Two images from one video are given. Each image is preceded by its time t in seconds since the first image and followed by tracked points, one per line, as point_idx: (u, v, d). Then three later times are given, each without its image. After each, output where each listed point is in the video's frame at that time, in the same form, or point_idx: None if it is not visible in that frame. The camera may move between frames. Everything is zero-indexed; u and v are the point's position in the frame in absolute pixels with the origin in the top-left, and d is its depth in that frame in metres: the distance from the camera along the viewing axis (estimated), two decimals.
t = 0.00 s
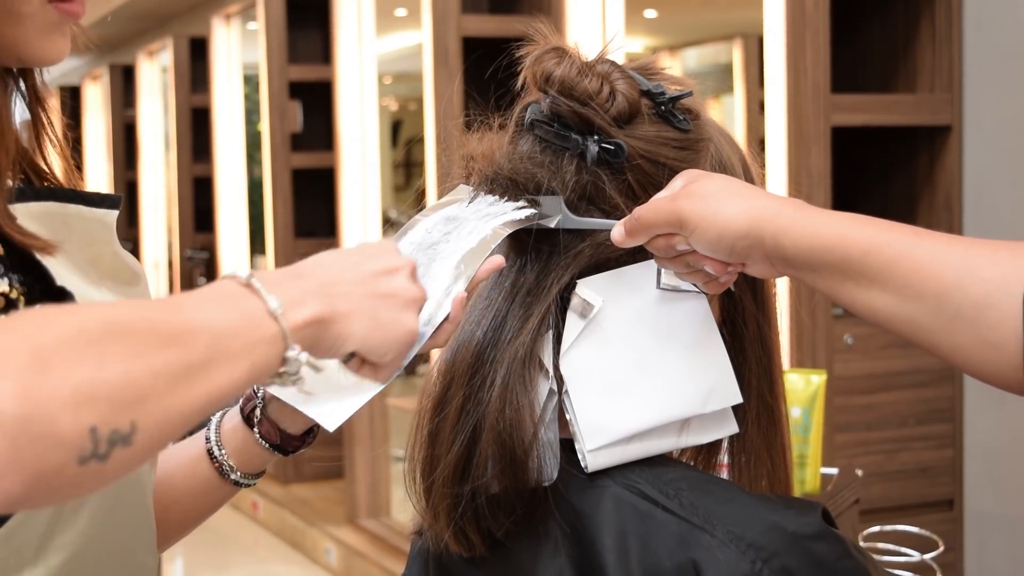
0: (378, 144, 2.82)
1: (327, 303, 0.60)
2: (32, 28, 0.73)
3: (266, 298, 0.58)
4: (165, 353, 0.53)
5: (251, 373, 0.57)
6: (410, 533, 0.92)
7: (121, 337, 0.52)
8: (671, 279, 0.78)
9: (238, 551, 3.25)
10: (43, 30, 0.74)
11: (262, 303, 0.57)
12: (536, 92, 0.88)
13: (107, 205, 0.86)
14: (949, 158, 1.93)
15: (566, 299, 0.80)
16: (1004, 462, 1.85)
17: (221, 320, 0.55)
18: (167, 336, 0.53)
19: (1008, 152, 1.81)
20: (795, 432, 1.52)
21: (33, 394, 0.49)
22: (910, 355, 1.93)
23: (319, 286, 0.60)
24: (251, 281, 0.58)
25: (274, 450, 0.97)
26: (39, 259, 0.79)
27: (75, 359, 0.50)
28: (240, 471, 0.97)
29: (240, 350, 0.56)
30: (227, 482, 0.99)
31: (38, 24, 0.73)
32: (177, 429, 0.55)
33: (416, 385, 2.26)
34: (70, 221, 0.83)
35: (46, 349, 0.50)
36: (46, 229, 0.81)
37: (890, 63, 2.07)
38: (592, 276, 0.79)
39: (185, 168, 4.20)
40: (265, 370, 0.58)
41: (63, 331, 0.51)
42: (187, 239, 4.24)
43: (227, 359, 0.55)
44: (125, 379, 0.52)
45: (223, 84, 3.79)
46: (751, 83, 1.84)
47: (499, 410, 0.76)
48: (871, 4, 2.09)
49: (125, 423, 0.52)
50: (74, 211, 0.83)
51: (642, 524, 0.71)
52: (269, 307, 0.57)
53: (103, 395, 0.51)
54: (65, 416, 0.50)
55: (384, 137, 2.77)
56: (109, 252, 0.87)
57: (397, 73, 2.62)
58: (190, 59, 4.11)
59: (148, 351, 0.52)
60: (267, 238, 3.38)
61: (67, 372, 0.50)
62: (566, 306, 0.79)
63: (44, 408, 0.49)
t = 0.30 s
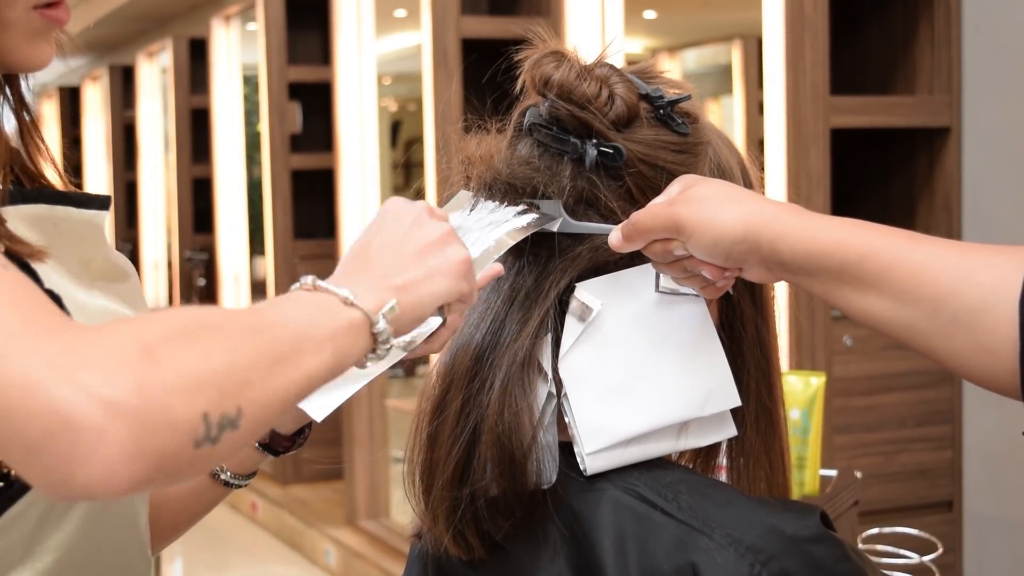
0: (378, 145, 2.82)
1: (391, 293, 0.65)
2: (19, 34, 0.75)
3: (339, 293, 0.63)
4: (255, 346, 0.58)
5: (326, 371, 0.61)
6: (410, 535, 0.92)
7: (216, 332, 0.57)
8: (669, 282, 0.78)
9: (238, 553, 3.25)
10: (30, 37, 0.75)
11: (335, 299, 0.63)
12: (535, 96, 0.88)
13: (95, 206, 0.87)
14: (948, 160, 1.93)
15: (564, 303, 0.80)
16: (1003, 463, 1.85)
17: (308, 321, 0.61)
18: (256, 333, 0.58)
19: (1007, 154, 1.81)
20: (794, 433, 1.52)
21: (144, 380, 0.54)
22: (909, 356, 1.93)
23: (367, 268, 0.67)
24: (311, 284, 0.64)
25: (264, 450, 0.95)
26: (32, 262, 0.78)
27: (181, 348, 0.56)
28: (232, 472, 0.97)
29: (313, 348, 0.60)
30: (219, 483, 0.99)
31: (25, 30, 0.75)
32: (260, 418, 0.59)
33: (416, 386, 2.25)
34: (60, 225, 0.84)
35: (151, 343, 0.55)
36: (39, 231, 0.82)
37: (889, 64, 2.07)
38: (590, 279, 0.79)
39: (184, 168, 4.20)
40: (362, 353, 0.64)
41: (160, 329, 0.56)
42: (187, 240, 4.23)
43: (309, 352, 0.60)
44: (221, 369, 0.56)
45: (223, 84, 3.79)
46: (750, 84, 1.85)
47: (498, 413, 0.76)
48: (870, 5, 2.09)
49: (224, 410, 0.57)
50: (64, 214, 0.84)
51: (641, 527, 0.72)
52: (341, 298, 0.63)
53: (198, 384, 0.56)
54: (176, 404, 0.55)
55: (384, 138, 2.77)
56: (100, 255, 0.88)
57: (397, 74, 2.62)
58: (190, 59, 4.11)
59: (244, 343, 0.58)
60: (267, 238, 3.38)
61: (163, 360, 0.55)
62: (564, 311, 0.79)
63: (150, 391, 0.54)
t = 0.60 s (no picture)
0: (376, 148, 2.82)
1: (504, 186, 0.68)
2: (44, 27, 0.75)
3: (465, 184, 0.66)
4: (417, 218, 0.60)
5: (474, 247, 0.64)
6: (406, 538, 0.92)
7: (391, 205, 0.59)
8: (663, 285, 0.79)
9: (238, 556, 3.25)
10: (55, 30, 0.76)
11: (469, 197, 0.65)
12: (529, 100, 0.88)
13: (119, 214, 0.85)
14: (945, 161, 1.93)
15: (558, 307, 0.80)
16: (1001, 463, 1.85)
17: (455, 207, 0.63)
18: (423, 209, 0.61)
19: (1005, 155, 1.81)
20: (791, 435, 1.52)
21: (345, 238, 0.56)
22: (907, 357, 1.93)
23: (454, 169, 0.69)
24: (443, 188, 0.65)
25: (253, 445, 1.03)
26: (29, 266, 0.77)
27: (361, 213, 0.58)
28: (220, 466, 1.03)
29: (464, 222, 0.63)
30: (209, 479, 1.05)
31: (52, 24, 0.76)
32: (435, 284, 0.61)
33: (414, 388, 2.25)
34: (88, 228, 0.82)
35: (342, 216, 0.57)
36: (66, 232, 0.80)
37: (886, 66, 2.07)
38: (583, 283, 0.79)
39: (184, 171, 4.20)
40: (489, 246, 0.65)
41: (348, 210, 0.58)
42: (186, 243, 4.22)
43: (461, 225, 0.63)
44: (399, 226, 0.58)
45: (222, 88, 3.79)
46: (748, 86, 1.85)
47: (493, 416, 0.77)
48: (867, 7, 2.09)
49: (416, 262, 0.58)
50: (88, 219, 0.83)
51: (637, 528, 0.72)
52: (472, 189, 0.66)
53: (391, 243, 0.57)
54: (379, 251, 0.57)
55: (382, 141, 2.77)
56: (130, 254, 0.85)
57: (396, 77, 2.62)
58: (188, 63, 4.11)
59: (411, 208, 0.60)
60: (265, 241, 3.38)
61: (354, 225, 0.57)
62: (558, 314, 0.80)
63: (356, 244, 0.56)
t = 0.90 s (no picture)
0: (377, 147, 2.82)
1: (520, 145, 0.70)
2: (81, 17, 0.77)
3: (482, 145, 0.68)
4: (455, 187, 0.63)
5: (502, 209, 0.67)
6: (407, 536, 0.92)
7: (421, 177, 0.62)
8: (664, 281, 0.79)
9: (238, 556, 3.25)
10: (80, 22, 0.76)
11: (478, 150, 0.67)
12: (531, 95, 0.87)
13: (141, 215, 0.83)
14: (947, 160, 1.93)
15: (560, 303, 0.80)
16: (1002, 463, 1.85)
17: (472, 166, 0.66)
18: (452, 174, 0.64)
19: (1006, 155, 1.81)
20: (792, 433, 1.52)
21: (388, 212, 0.59)
22: (908, 356, 1.93)
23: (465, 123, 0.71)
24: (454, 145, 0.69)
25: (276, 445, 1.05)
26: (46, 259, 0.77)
27: (397, 188, 0.60)
28: (242, 466, 1.04)
29: (492, 189, 0.66)
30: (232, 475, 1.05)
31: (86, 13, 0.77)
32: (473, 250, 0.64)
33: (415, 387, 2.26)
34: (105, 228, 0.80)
35: (374, 189, 0.60)
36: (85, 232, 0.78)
37: (887, 65, 2.07)
38: (586, 279, 0.79)
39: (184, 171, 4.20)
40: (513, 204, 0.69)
41: (371, 183, 0.60)
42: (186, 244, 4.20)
43: (491, 190, 0.66)
44: (437, 201, 0.61)
45: (223, 88, 3.79)
46: (750, 86, 1.86)
47: (495, 412, 0.77)
48: (868, 7, 2.09)
49: (456, 236, 0.62)
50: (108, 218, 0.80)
51: (638, 526, 0.71)
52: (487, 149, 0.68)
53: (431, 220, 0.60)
54: (423, 230, 0.59)
55: (383, 141, 2.77)
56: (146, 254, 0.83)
57: (396, 76, 2.62)
58: (189, 63, 4.11)
59: (450, 184, 0.63)
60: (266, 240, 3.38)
61: (390, 199, 0.60)
62: (560, 309, 0.80)
63: (400, 222, 0.59)
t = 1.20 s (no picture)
0: (378, 145, 2.81)
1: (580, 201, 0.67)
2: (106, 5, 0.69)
3: (573, 223, 0.64)
4: (527, 289, 0.59)
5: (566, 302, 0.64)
6: (410, 532, 0.92)
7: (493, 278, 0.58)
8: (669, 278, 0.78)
9: (238, 553, 3.25)
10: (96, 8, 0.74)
11: (567, 226, 0.64)
12: (536, 91, 0.87)
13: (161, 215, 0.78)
14: (949, 158, 1.93)
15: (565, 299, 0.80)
16: (1003, 462, 1.85)
17: (546, 247, 0.62)
18: (523, 266, 0.60)
19: (1008, 154, 1.81)
20: (795, 432, 1.52)
21: (443, 336, 0.56)
22: (910, 355, 1.93)
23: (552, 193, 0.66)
24: (554, 207, 0.65)
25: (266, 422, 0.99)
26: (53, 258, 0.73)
27: (462, 294, 0.57)
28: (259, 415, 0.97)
29: (561, 278, 0.62)
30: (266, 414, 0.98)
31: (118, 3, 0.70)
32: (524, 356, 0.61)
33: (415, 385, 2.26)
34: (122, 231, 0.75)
35: (442, 304, 0.56)
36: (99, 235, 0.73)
37: (890, 63, 2.06)
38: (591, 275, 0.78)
39: (185, 168, 4.19)
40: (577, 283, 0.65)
41: (444, 284, 0.57)
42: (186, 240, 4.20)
43: (561, 285, 0.62)
44: (501, 315, 0.58)
45: (223, 85, 3.78)
46: (751, 84, 1.85)
47: (500, 408, 0.76)
48: (870, 5, 2.08)
49: (510, 349, 0.58)
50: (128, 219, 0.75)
51: (643, 523, 0.71)
52: (575, 232, 0.64)
53: (491, 334, 0.57)
54: (475, 347, 0.57)
55: (384, 138, 2.76)
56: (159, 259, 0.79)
57: (397, 74, 2.62)
58: (189, 60, 4.11)
59: (517, 288, 0.59)
60: (266, 238, 3.38)
61: (456, 320, 0.56)
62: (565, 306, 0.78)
63: (454, 344, 0.56)
